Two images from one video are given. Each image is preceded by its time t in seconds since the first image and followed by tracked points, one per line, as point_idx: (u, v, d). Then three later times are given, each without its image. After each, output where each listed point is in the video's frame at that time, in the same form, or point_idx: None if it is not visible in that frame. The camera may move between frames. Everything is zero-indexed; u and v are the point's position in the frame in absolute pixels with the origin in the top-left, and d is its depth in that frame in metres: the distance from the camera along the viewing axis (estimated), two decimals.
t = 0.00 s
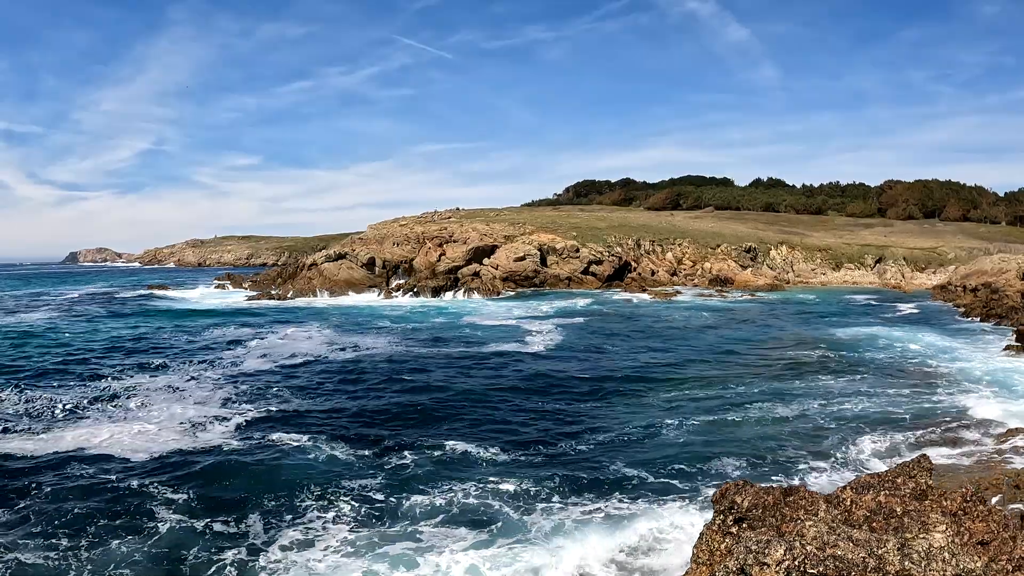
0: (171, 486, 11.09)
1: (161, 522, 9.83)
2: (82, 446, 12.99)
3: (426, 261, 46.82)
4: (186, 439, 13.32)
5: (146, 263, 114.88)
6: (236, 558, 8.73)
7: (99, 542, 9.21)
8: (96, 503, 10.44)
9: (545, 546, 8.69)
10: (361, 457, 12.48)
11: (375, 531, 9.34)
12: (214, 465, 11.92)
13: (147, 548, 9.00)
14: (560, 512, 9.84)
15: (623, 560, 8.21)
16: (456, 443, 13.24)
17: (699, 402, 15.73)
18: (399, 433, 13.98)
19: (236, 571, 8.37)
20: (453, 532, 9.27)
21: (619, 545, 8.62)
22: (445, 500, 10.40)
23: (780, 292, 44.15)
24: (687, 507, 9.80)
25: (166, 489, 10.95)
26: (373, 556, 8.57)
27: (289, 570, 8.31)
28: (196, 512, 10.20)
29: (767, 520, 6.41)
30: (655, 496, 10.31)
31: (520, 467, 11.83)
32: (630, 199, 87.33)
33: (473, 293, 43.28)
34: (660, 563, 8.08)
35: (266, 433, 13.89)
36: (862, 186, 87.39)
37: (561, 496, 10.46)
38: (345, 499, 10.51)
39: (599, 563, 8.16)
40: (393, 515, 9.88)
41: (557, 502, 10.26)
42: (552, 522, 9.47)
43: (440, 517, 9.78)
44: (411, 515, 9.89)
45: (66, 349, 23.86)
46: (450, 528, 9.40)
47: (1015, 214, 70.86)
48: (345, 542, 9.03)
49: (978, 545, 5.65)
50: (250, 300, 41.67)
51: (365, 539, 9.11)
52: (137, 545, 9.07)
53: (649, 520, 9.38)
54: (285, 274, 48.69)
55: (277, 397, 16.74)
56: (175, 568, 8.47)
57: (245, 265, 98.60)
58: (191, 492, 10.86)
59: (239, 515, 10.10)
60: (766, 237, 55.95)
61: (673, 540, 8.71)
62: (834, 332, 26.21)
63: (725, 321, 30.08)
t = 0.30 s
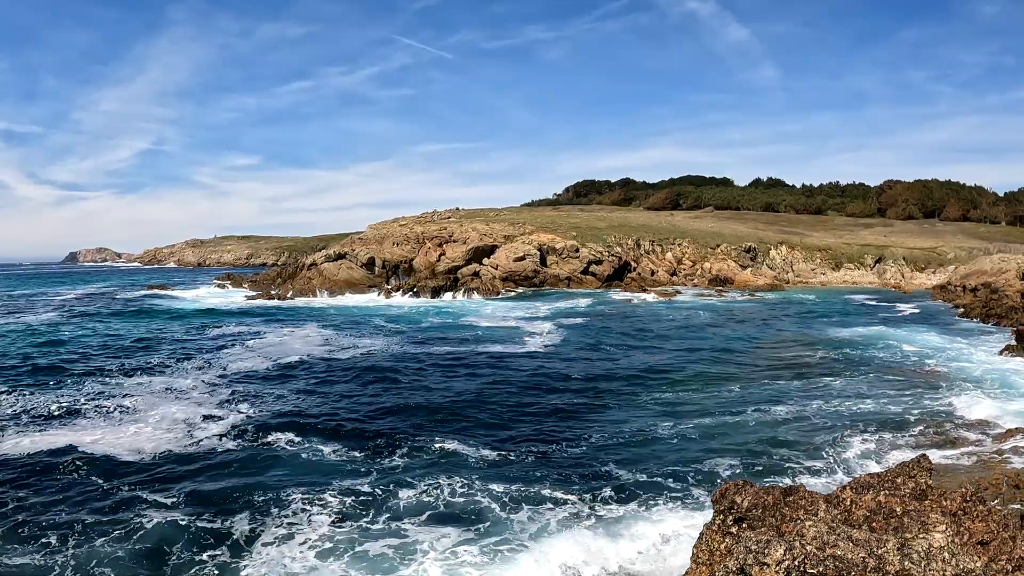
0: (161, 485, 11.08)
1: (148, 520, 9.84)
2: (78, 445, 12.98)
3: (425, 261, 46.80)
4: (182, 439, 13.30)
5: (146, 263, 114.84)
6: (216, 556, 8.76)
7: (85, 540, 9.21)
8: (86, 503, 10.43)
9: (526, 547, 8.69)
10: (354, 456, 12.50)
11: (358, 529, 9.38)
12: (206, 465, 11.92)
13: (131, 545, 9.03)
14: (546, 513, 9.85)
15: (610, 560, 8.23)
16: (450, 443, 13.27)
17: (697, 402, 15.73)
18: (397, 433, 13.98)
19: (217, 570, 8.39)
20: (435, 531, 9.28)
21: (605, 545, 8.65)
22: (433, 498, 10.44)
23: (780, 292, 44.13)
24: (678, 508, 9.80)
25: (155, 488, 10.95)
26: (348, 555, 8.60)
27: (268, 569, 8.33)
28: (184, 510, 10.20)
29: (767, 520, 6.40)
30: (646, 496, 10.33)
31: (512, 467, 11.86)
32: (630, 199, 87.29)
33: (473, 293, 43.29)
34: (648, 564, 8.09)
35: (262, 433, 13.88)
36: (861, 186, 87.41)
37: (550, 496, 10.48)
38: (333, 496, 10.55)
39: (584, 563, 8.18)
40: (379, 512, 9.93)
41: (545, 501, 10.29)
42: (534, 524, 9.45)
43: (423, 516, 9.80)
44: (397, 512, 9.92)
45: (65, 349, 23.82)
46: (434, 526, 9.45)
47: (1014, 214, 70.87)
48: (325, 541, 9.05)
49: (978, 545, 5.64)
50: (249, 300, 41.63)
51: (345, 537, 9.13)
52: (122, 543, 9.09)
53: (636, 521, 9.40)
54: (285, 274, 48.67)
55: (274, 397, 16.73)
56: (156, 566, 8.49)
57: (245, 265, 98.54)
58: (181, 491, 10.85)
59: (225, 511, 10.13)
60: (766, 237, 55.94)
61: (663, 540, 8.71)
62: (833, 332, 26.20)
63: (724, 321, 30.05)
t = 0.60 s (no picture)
0: (151, 485, 11.08)
1: (136, 519, 9.85)
2: (74, 444, 13.00)
3: (425, 261, 46.75)
4: (179, 439, 13.31)
5: (146, 263, 114.71)
6: (198, 553, 8.80)
7: (71, 539, 9.20)
8: (75, 502, 10.42)
9: (508, 546, 8.74)
10: (348, 456, 12.52)
11: (342, 524, 9.46)
12: (198, 465, 11.92)
13: (116, 543, 9.06)
14: (531, 512, 9.89)
15: (598, 560, 8.23)
16: (445, 443, 13.29)
17: (696, 403, 15.72)
18: (394, 433, 13.96)
19: (199, 567, 8.41)
20: (418, 529, 9.35)
21: (591, 545, 8.67)
22: (420, 497, 10.50)
23: (780, 292, 44.12)
24: (669, 510, 9.82)
25: (145, 488, 10.94)
26: (326, 551, 8.68)
27: (249, 566, 8.38)
28: (173, 509, 10.21)
29: (766, 520, 6.40)
30: (636, 497, 10.35)
31: (506, 467, 11.89)
32: (629, 199, 87.25)
33: (473, 293, 43.29)
34: (637, 564, 8.08)
35: (260, 433, 13.88)
36: (861, 186, 87.41)
37: (539, 496, 10.52)
38: (321, 494, 10.61)
39: (569, 562, 8.20)
40: (365, 509, 10.00)
41: (533, 501, 10.33)
42: (518, 523, 9.50)
43: (407, 514, 9.86)
44: (383, 510, 9.99)
45: (63, 349, 23.80)
46: (419, 524, 9.51)
47: (1014, 214, 70.88)
48: (307, 537, 9.12)
49: (978, 544, 5.63)
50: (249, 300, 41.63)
51: (327, 533, 9.20)
52: (107, 541, 9.12)
53: (624, 522, 9.42)
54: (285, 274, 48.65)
55: (272, 397, 16.74)
56: (138, 564, 8.52)
57: (245, 265, 98.51)
58: (171, 491, 10.84)
59: (213, 509, 10.15)
60: (766, 237, 55.92)
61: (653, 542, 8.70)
62: (832, 332, 26.17)
63: (724, 321, 30.05)
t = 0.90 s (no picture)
0: (140, 487, 11.05)
1: (124, 521, 9.85)
2: (68, 445, 12.99)
3: (425, 261, 46.74)
4: (174, 440, 13.28)
5: (146, 263, 114.70)
6: (181, 552, 8.81)
7: (57, 541, 9.19)
8: (65, 504, 10.40)
9: (493, 543, 8.74)
10: (341, 456, 12.53)
11: (327, 523, 9.47)
12: (190, 466, 11.90)
13: (101, 544, 9.06)
14: (521, 510, 9.89)
15: (586, 560, 8.21)
16: (441, 443, 13.29)
17: (696, 404, 15.67)
18: (392, 434, 13.92)
19: (183, 567, 8.42)
20: (402, 526, 9.35)
21: (578, 545, 8.67)
22: (410, 495, 10.53)
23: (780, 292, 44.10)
24: (660, 509, 9.82)
25: (134, 490, 10.93)
26: (308, 548, 8.71)
27: (231, 565, 8.39)
28: (159, 511, 10.19)
29: (766, 520, 6.40)
30: (629, 497, 10.35)
31: (499, 466, 11.90)
32: (629, 198, 87.25)
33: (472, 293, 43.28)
34: (627, 564, 8.06)
35: (256, 434, 13.85)
36: (861, 186, 87.41)
37: (531, 495, 10.52)
38: (310, 493, 10.64)
39: (554, 561, 8.20)
40: (353, 508, 10.01)
41: (524, 499, 10.33)
42: (505, 520, 9.50)
43: (394, 511, 9.87)
44: (372, 508, 10.01)
45: (61, 349, 23.77)
46: (406, 521, 9.53)
47: (1014, 214, 70.91)
48: (291, 536, 9.13)
49: (978, 544, 5.63)
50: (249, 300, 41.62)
51: (311, 531, 9.22)
52: (93, 542, 9.13)
53: (613, 521, 9.44)
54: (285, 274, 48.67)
55: (269, 398, 16.72)
56: (120, 564, 8.52)
57: (245, 264, 98.50)
58: (160, 493, 10.82)
59: (200, 511, 10.17)
60: (766, 237, 55.92)
61: (643, 542, 8.69)
62: (831, 332, 26.16)
63: (723, 321, 30.01)
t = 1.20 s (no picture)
0: (131, 489, 11.02)
1: (114, 525, 9.82)
2: (64, 446, 13.00)
3: (425, 261, 46.75)
4: (170, 441, 13.26)
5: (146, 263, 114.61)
6: (169, 555, 8.81)
7: (46, 548, 9.14)
8: (57, 507, 10.37)
9: (481, 543, 8.76)
10: (336, 457, 12.53)
11: (316, 524, 9.50)
12: (184, 468, 11.88)
13: (91, 549, 9.03)
14: (514, 511, 9.89)
15: (578, 560, 8.21)
16: (437, 443, 13.30)
17: (695, 404, 15.64)
18: (391, 435, 13.89)
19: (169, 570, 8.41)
20: (391, 526, 9.36)
21: (569, 545, 8.67)
22: (403, 495, 10.53)
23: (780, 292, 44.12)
24: (653, 510, 9.83)
25: (126, 493, 10.90)
26: (294, 548, 8.75)
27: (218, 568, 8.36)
28: (150, 514, 10.17)
29: (766, 520, 6.40)
30: (622, 497, 10.38)
31: (495, 466, 11.91)
32: (629, 199, 87.28)
33: (472, 293, 43.30)
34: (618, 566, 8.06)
35: (253, 435, 13.84)
36: (861, 186, 87.41)
37: (524, 495, 10.53)
38: (300, 494, 10.65)
39: (543, 561, 8.21)
40: (344, 509, 10.02)
41: (516, 500, 10.33)
42: (496, 521, 9.50)
43: (384, 512, 9.89)
44: (363, 508, 10.02)
45: (59, 349, 23.73)
46: (397, 521, 9.54)
47: (1014, 214, 70.92)
48: (279, 537, 9.13)
49: (978, 544, 5.63)
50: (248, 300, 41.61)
51: (298, 532, 9.24)
52: (83, 546, 9.10)
53: (603, 521, 9.45)
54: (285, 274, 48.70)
55: (267, 397, 16.73)
56: (108, 568, 8.50)
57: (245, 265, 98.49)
58: (152, 496, 10.78)
59: (190, 514, 10.15)
60: (766, 237, 55.94)
61: (636, 543, 8.70)
62: (831, 332, 26.17)
63: (723, 321, 30.02)
